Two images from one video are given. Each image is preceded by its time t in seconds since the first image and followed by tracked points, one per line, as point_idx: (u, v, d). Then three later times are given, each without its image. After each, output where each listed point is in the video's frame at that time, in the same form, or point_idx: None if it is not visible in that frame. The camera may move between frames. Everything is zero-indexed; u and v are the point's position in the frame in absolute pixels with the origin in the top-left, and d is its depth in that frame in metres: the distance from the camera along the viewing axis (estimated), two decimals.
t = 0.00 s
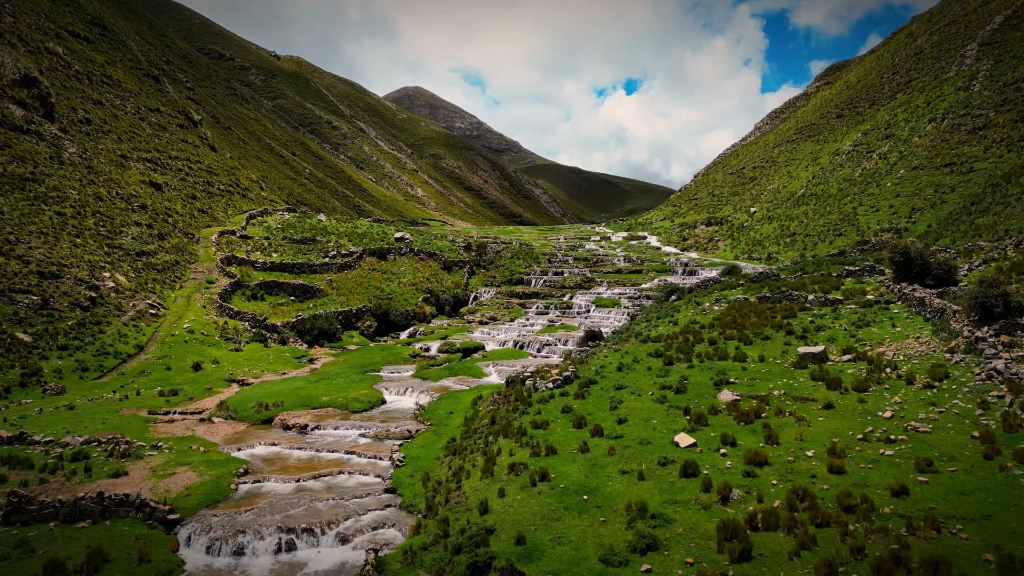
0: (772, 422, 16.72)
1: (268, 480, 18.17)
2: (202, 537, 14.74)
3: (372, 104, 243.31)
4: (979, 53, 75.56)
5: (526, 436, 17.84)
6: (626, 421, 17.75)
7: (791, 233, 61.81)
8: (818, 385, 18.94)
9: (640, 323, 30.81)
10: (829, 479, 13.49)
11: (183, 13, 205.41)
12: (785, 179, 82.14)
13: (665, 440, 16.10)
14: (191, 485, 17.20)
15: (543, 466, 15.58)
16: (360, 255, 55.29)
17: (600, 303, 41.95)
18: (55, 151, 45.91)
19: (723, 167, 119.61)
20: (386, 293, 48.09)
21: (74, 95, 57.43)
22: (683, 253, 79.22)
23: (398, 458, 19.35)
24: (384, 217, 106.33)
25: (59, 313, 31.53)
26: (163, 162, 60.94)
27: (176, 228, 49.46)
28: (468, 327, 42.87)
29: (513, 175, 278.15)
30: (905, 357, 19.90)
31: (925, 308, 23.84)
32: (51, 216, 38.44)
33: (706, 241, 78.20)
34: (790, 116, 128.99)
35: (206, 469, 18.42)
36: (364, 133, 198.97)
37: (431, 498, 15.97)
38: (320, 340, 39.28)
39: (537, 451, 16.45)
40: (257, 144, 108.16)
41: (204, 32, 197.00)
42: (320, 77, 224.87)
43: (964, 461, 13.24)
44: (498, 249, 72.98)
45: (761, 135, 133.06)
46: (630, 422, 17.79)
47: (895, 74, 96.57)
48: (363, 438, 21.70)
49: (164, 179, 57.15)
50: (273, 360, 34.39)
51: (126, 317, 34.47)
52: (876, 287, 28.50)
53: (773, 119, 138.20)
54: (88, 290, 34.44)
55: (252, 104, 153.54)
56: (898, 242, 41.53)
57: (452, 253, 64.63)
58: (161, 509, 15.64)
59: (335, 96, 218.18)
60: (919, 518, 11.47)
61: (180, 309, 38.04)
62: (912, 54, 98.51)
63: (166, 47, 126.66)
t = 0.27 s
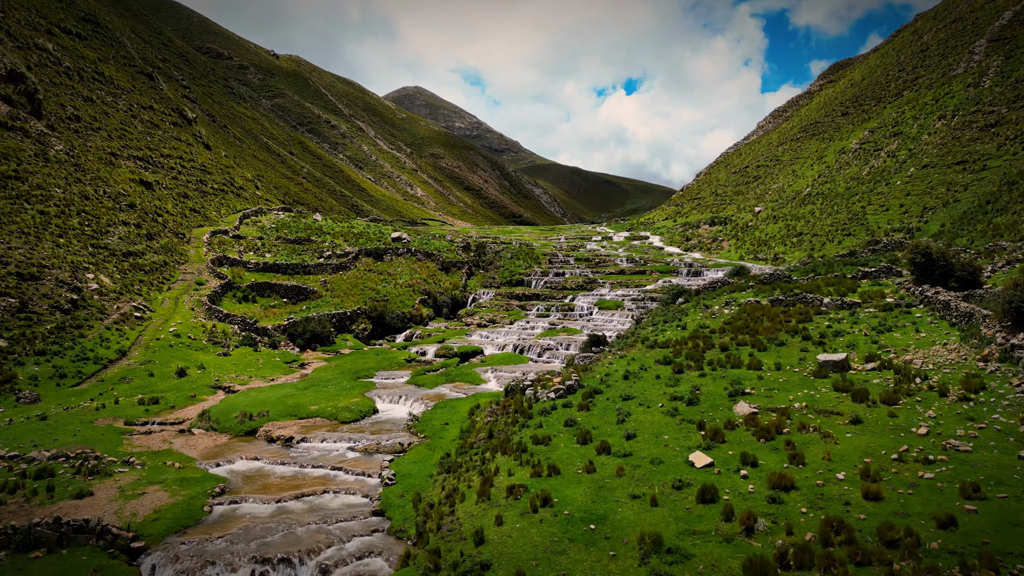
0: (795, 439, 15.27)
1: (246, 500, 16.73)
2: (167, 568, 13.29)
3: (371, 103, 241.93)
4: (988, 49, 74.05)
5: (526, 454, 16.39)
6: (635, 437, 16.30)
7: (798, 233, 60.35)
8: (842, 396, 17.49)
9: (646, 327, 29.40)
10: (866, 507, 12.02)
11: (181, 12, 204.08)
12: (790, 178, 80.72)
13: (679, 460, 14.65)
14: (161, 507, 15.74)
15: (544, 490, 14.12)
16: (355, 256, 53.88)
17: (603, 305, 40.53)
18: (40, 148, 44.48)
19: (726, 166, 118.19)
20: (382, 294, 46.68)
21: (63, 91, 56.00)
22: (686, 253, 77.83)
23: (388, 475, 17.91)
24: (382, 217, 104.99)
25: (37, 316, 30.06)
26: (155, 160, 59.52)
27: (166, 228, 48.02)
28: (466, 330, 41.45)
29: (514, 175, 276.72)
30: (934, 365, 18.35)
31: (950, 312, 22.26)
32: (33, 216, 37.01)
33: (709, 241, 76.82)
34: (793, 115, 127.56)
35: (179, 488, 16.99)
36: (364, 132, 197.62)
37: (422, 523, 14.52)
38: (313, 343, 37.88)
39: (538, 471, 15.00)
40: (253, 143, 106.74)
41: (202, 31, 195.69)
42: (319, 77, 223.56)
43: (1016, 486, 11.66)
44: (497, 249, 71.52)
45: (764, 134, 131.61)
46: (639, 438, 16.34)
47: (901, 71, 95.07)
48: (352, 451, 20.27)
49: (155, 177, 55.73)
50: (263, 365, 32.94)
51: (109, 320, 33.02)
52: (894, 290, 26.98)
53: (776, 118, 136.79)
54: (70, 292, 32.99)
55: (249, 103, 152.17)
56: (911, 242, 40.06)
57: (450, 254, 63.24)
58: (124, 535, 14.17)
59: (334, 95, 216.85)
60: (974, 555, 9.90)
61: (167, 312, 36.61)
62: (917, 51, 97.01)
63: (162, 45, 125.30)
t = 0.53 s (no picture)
0: (824, 459, 13.80)
1: (221, 523, 15.29)
2: None
3: (371, 103, 240.41)
4: (998, 44, 72.48)
5: (526, 474, 14.96)
6: (646, 455, 14.85)
7: (805, 233, 58.90)
8: (870, 410, 16.00)
9: (652, 332, 27.97)
10: (911, 541, 10.47)
11: (179, 10, 202.61)
12: (795, 177, 79.26)
13: (695, 482, 13.22)
14: (126, 533, 14.28)
15: (546, 518, 12.67)
16: (351, 256, 52.44)
17: (606, 307, 39.09)
18: (24, 144, 43.03)
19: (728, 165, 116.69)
20: (377, 296, 45.26)
21: (51, 87, 54.54)
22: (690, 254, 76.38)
23: (376, 494, 16.43)
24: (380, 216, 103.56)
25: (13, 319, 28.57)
26: (146, 158, 58.05)
27: (155, 227, 46.58)
28: (464, 333, 40.02)
29: (514, 174, 275.14)
30: (968, 373, 16.87)
31: (979, 316, 20.70)
32: (13, 214, 35.56)
33: (713, 241, 75.39)
34: (797, 113, 126.00)
35: (147, 510, 15.54)
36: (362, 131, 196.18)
37: (410, 554, 13.06)
38: (304, 347, 36.48)
39: (539, 495, 13.56)
40: (250, 141, 105.31)
41: (200, 30, 194.27)
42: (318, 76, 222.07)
43: None
44: (497, 249, 70.09)
45: (767, 132, 130.05)
46: (649, 457, 14.92)
47: (907, 68, 93.53)
48: (339, 467, 18.84)
49: (145, 175, 54.30)
50: (251, 370, 31.50)
51: (91, 323, 31.56)
52: (915, 293, 25.50)
53: (779, 116, 135.23)
54: (49, 294, 31.52)
55: (247, 102, 150.77)
56: (926, 242, 38.55)
57: (448, 254, 61.79)
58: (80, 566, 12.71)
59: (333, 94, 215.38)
60: None
61: (153, 314, 35.18)
62: (924, 48, 95.41)
63: (158, 43, 123.86)
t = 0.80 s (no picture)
0: (859, 484, 12.31)
1: (190, 551, 13.86)
2: None
3: (370, 102, 239.13)
4: (1008, 40, 70.92)
5: (526, 498, 13.52)
6: (659, 478, 13.40)
7: (812, 232, 57.49)
8: (904, 426, 14.50)
9: (658, 336, 26.58)
10: None
11: (178, 9, 201.31)
12: (800, 175, 77.84)
13: (715, 509, 11.75)
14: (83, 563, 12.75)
15: (548, 551, 11.21)
16: (346, 256, 51.05)
17: (609, 309, 37.69)
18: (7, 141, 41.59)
19: (731, 164, 115.28)
20: (372, 297, 43.86)
21: (38, 83, 53.10)
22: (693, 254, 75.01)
23: (362, 517, 14.99)
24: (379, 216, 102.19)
25: None
26: (136, 156, 56.63)
27: (143, 227, 45.15)
28: (461, 336, 38.62)
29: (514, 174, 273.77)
30: (1010, 384, 15.37)
31: (1011, 321, 19.07)
32: None
33: (717, 241, 74.04)
34: (800, 111, 124.57)
35: (109, 537, 14.05)
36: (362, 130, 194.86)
37: None
38: (295, 351, 35.11)
39: (540, 523, 12.12)
40: (246, 140, 103.98)
41: (198, 29, 193.00)
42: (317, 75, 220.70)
43: None
44: (496, 249, 68.70)
45: (770, 131, 128.62)
46: (663, 479, 13.48)
47: (913, 65, 92.04)
48: (324, 484, 17.42)
49: (135, 174, 52.90)
50: (238, 376, 30.07)
51: (71, 326, 30.09)
52: (938, 295, 24.02)
53: (782, 115, 133.80)
54: (28, 295, 30.05)
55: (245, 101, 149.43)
56: (941, 242, 37.10)
57: (447, 254, 60.40)
58: None
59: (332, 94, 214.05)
60: None
61: (138, 317, 33.77)
62: (930, 45, 93.91)
63: (154, 41, 122.46)
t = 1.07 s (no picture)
0: (906, 514, 10.75)
1: None
2: None
3: (369, 101, 237.74)
4: (1018, 35, 69.40)
5: (526, 527, 12.06)
6: (675, 505, 11.93)
7: (819, 232, 56.06)
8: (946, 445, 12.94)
9: (666, 342, 25.14)
10: None
11: (176, 7, 199.89)
12: (805, 174, 76.42)
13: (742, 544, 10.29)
14: None
15: None
16: (341, 256, 49.63)
17: (612, 312, 36.26)
18: None
19: (734, 163, 113.83)
20: (367, 299, 42.44)
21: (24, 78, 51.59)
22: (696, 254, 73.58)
23: (345, 545, 13.51)
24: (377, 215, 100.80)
25: None
26: (126, 153, 55.16)
27: (130, 226, 43.65)
28: (459, 340, 37.19)
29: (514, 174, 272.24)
30: None
31: None
32: None
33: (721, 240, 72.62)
34: (803, 110, 123.13)
35: (62, 569, 12.47)
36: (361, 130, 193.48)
37: None
38: (285, 355, 33.67)
39: (542, 559, 10.64)
40: (243, 138, 102.55)
41: (197, 27, 191.63)
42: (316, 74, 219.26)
43: None
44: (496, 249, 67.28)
45: (773, 130, 127.14)
46: (679, 506, 12.02)
47: (919, 62, 90.56)
48: (306, 506, 15.97)
49: (124, 171, 51.44)
50: (223, 382, 28.60)
51: (48, 330, 28.54)
52: (964, 298, 22.54)
53: (784, 113, 132.34)
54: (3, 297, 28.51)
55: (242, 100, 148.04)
56: (958, 242, 35.60)
57: (444, 254, 58.99)
58: None
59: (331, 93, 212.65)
60: None
61: (121, 320, 32.30)
62: (936, 41, 92.36)
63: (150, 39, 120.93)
